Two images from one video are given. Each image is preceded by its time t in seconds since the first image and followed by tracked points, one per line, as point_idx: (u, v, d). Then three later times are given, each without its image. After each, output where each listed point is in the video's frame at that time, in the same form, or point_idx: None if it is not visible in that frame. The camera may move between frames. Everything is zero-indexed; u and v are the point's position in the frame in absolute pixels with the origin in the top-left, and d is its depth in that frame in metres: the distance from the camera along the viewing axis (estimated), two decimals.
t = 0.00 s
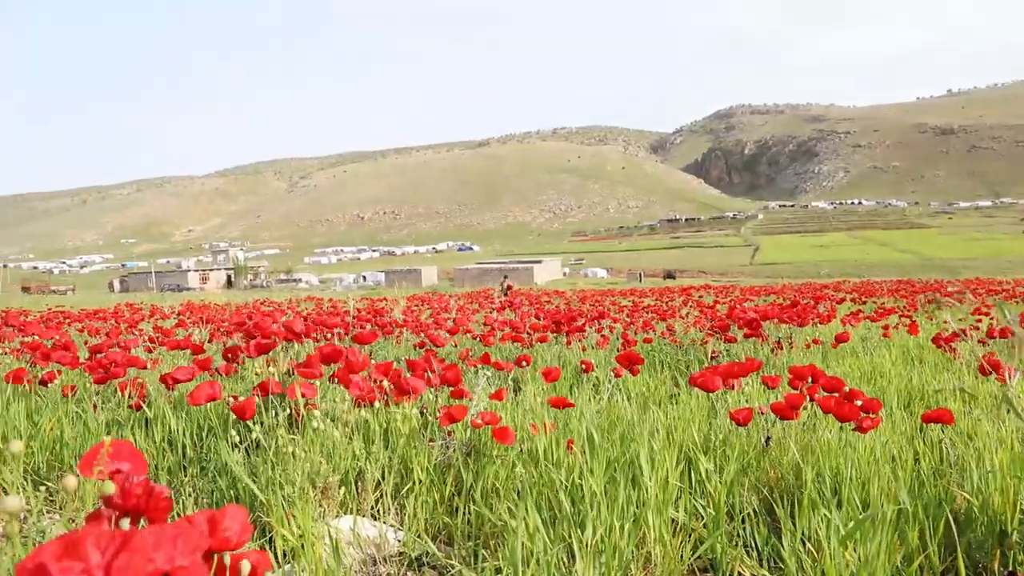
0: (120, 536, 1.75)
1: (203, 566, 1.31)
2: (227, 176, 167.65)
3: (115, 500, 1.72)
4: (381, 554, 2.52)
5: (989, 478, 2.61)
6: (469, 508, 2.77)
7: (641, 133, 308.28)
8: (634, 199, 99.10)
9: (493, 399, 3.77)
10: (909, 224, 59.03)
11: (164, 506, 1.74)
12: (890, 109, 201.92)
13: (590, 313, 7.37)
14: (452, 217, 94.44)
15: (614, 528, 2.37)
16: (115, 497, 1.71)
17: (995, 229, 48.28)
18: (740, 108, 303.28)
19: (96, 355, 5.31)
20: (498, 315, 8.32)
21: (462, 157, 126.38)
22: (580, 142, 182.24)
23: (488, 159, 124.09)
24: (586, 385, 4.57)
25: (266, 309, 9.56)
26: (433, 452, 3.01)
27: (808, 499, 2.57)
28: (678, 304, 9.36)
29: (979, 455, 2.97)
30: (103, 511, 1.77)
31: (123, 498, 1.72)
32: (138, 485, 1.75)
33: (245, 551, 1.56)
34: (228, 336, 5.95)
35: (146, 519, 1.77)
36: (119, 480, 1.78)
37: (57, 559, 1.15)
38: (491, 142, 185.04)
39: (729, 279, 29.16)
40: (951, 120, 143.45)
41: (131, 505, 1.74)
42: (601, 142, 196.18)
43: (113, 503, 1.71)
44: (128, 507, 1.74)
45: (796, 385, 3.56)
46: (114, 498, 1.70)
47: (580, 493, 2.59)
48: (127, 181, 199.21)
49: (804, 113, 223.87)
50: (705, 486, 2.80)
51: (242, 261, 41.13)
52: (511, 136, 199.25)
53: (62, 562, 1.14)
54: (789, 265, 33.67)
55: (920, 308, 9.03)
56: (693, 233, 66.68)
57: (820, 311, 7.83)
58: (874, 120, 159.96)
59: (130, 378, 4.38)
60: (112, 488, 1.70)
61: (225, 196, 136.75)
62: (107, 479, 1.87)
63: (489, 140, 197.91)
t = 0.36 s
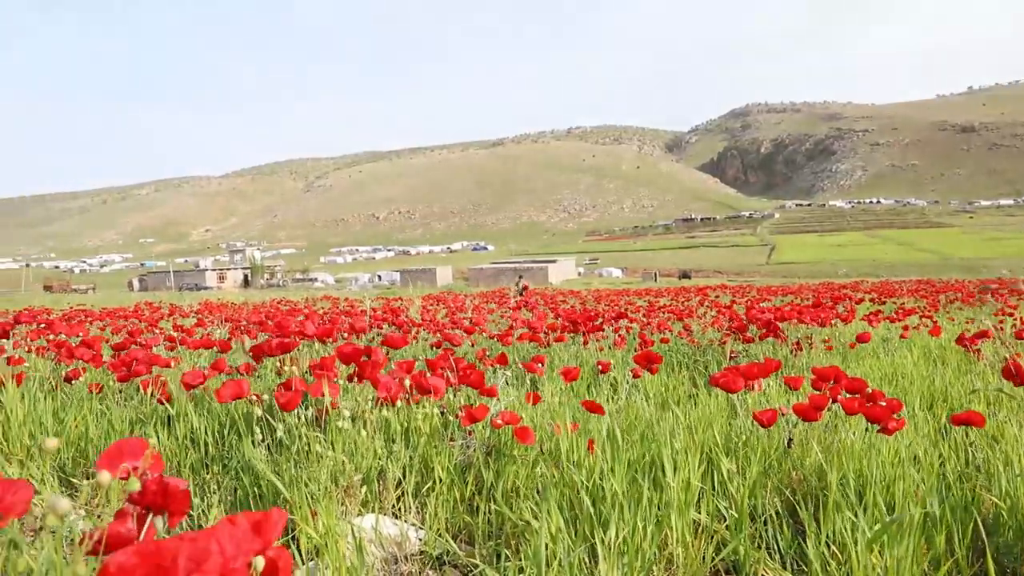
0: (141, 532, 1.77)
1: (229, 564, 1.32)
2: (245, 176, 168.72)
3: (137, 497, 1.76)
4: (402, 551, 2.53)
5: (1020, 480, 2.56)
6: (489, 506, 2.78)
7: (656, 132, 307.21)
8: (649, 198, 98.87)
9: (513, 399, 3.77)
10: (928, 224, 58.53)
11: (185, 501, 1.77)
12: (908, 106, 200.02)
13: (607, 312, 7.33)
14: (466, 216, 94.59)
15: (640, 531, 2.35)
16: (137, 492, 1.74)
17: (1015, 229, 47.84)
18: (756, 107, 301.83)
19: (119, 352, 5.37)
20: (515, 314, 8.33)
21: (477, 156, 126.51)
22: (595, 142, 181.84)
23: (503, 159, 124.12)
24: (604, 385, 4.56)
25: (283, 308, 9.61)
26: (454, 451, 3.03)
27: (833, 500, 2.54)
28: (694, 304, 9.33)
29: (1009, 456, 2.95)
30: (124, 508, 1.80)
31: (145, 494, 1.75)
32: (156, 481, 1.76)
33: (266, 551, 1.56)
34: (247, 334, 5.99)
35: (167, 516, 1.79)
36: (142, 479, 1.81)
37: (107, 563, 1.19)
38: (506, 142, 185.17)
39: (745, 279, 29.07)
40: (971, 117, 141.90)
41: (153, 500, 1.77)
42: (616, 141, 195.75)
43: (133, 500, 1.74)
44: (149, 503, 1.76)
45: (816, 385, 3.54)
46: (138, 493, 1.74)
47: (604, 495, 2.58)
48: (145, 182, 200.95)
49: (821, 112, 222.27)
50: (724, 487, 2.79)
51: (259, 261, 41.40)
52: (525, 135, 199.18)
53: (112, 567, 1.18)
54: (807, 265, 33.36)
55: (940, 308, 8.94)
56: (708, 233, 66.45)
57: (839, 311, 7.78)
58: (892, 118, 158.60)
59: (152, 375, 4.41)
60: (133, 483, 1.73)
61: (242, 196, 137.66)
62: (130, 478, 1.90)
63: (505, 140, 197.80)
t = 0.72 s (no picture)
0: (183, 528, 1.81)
1: (278, 564, 1.33)
2: (264, 177, 169.94)
3: (177, 494, 1.79)
4: (424, 551, 2.53)
5: None
6: (511, 507, 2.78)
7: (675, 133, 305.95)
8: (668, 199, 98.49)
9: (534, 399, 3.78)
10: (951, 225, 57.86)
11: (226, 503, 1.80)
12: (931, 105, 197.59)
13: (626, 313, 7.32)
14: (484, 217, 94.72)
15: (661, 533, 2.34)
16: (177, 493, 1.77)
17: None
18: (776, 106, 299.88)
19: (142, 352, 5.44)
20: (533, 315, 8.35)
21: (494, 157, 126.65)
22: (613, 142, 181.33)
23: (520, 159, 124.16)
24: (625, 386, 4.56)
25: (303, 308, 9.69)
26: (476, 452, 3.04)
27: (857, 504, 2.53)
28: (713, 305, 9.31)
29: None
30: (166, 504, 1.83)
31: (188, 493, 1.78)
32: (200, 482, 1.80)
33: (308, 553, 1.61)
34: (267, 334, 6.04)
35: (209, 515, 1.82)
36: (183, 477, 1.86)
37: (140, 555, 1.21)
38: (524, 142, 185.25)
39: (764, 280, 28.92)
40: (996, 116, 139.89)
41: (195, 500, 1.79)
42: (634, 141, 195.16)
43: (176, 498, 1.77)
44: (192, 502, 1.79)
45: (838, 389, 3.53)
46: (180, 492, 1.77)
47: (624, 497, 2.58)
48: (167, 183, 203.13)
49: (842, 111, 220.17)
50: (746, 492, 2.78)
51: (278, 260, 41.73)
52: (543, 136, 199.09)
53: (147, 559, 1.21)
54: (826, 266, 33.03)
55: (964, 310, 8.85)
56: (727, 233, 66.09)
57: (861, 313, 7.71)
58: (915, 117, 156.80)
59: (175, 374, 4.46)
60: (177, 480, 1.76)
61: (261, 197, 138.80)
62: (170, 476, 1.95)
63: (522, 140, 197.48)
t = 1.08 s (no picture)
0: (199, 526, 1.82)
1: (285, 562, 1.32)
2: (277, 178, 170.78)
3: (193, 493, 1.80)
4: (439, 551, 2.54)
5: None
6: (525, 508, 2.80)
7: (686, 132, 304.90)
8: (680, 199, 98.28)
9: (548, 401, 3.79)
10: (966, 224, 57.46)
11: (240, 503, 1.80)
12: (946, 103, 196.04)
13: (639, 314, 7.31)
14: (496, 217, 94.83)
15: (675, 535, 2.34)
16: (193, 491, 1.78)
17: None
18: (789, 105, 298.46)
19: (158, 352, 5.51)
20: (545, 316, 8.37)
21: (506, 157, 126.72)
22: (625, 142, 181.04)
23: (531, 159, 124.19)
24: (638, 387, 4.56)
25: (316, 309, 9.76)
26: (489, 455, 3.05)
27: (873, 507, 2.53)
28: (726, 306, 9.30)
29: None
30: (182, 502, 1.85)
31: (201, 493, 1.78)
32: (213, 481, 1.80)
33: (316, 547, 1.63)
34: (281, 335, 6.09)
35: (223, 512, 1.83)
36: (196, 478, 1.88)
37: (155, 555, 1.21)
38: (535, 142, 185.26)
39: (777, 280, 28.86)
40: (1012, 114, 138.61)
41: (208, 500, 1.80)
42: (646, 141, 194.73)
43: (190, 497, 1.78)
44: (206, 500, 1.80)
45: (853, 390, 3.51)
46: (195, 490, 1.77)
47: (639, 499, 2.57)
48: (181, 184, 204.52)
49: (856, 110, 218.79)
50: (761, 493, 2.78)
51: (291, 261, 41.96)
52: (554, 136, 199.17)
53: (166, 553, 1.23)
54: (840, 266, 32.85)
55: (980, 310, 8.81)
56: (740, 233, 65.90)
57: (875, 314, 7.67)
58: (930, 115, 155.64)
59: (191, 375, 4.49)
60: (188, 481, 1.77)
61: (274, 197, 139.50)
62: (184, 476, 1.98)
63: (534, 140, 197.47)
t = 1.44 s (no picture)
0: (224, 524, 1.85)
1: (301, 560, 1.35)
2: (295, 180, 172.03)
3: (221, 492, 1.82)
4: (459, 552, 2.53)
5: None
6: (546, 508, 2.79)
7: (704, 133, 303.22)
8: (696, 199, 97.91)
9: (569, 401, 3.78)
10: (988, 224, 56.75)
11: (264, 500, 1.82)
12: (968, 101, 193.48)
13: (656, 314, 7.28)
14: (512, 217, 94.94)
15: (699, 537, 2.33)
16: (220, 488, 1.80)
17: None
18: (808, 104, 296.12)
19: (180, 351, 5.56)
20: (562, 317, 8.35)
21: (522, 158, 126.73)
22: (642, 142, 180.53)
23: (547, 160, 124.14)
24: (655, 387, 4.54)
25: (333, 309, 9.80)
26: (510, 455, 3.06)
27: (899, 511, 2.49)
28: (744, 307, 9.25)
29: None
30: (209, 498, 1.88)
31: (227, 489, 1.82)
32: (238, 479, 1.83)
33: (339, 545, 1.66)
34: (299, 335, 6.11)
35: (250, 509, 1.85)
36: (221, 476, 1.91)
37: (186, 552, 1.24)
38: (552, 143, 185.15)
39: (796, 281, 28.70)
40: None
41: (234, 496, 1.83)
42: (663, 141, 193.88)
43: (215, 494, 1.81)
44: (233, 497, 1.83)
45: (876, 391, 3.49)
46: (220, 490, 1.80)
47: (661, 501, 2.56)
48: (201, 186, 206.57)
49: (876, 109, 216.57)
50: (784, 494, 2.76)
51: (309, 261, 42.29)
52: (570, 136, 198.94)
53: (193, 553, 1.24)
54: (860, 267, 32.46)
55: (1003, 311, 8.69)
56: (758, 234, 65.51)
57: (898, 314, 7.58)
58: (952, 113, 153.56)
59: (212, 373, 4.50)
60: (214, 479, 1.80)
61: (291, 198, 140.58)
62: (212, 472, 2.01)
63: (550, 139, 197.07)
